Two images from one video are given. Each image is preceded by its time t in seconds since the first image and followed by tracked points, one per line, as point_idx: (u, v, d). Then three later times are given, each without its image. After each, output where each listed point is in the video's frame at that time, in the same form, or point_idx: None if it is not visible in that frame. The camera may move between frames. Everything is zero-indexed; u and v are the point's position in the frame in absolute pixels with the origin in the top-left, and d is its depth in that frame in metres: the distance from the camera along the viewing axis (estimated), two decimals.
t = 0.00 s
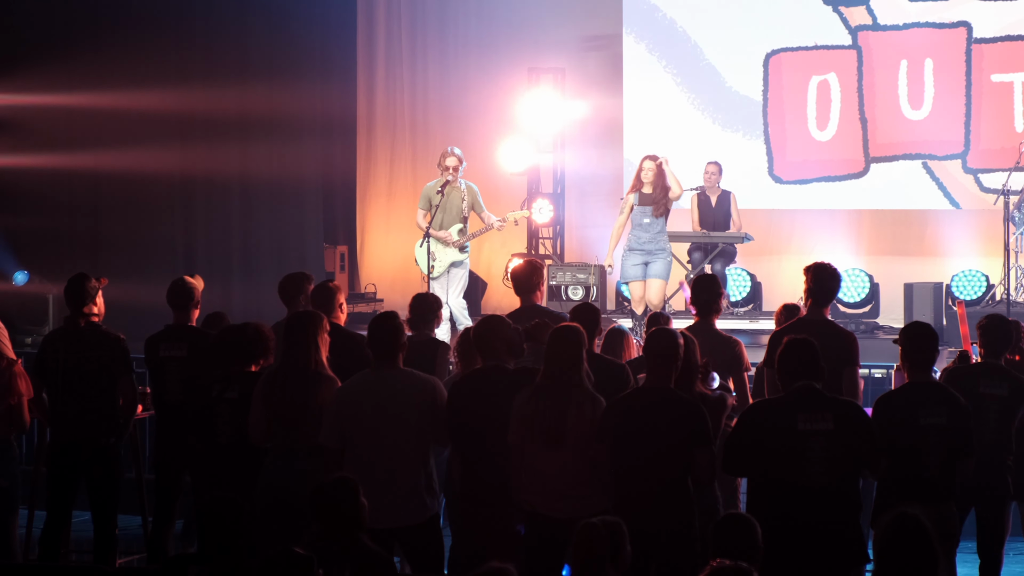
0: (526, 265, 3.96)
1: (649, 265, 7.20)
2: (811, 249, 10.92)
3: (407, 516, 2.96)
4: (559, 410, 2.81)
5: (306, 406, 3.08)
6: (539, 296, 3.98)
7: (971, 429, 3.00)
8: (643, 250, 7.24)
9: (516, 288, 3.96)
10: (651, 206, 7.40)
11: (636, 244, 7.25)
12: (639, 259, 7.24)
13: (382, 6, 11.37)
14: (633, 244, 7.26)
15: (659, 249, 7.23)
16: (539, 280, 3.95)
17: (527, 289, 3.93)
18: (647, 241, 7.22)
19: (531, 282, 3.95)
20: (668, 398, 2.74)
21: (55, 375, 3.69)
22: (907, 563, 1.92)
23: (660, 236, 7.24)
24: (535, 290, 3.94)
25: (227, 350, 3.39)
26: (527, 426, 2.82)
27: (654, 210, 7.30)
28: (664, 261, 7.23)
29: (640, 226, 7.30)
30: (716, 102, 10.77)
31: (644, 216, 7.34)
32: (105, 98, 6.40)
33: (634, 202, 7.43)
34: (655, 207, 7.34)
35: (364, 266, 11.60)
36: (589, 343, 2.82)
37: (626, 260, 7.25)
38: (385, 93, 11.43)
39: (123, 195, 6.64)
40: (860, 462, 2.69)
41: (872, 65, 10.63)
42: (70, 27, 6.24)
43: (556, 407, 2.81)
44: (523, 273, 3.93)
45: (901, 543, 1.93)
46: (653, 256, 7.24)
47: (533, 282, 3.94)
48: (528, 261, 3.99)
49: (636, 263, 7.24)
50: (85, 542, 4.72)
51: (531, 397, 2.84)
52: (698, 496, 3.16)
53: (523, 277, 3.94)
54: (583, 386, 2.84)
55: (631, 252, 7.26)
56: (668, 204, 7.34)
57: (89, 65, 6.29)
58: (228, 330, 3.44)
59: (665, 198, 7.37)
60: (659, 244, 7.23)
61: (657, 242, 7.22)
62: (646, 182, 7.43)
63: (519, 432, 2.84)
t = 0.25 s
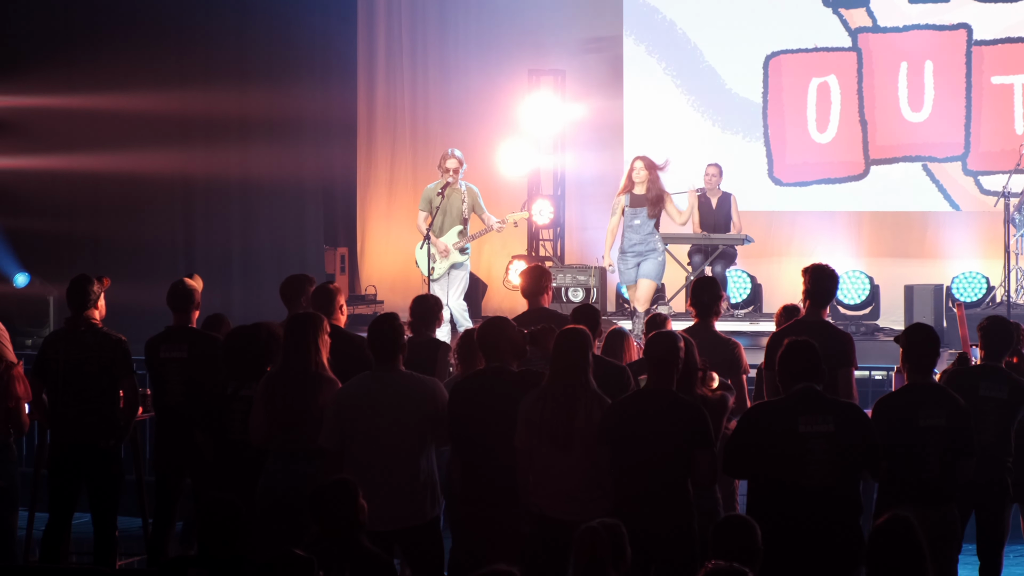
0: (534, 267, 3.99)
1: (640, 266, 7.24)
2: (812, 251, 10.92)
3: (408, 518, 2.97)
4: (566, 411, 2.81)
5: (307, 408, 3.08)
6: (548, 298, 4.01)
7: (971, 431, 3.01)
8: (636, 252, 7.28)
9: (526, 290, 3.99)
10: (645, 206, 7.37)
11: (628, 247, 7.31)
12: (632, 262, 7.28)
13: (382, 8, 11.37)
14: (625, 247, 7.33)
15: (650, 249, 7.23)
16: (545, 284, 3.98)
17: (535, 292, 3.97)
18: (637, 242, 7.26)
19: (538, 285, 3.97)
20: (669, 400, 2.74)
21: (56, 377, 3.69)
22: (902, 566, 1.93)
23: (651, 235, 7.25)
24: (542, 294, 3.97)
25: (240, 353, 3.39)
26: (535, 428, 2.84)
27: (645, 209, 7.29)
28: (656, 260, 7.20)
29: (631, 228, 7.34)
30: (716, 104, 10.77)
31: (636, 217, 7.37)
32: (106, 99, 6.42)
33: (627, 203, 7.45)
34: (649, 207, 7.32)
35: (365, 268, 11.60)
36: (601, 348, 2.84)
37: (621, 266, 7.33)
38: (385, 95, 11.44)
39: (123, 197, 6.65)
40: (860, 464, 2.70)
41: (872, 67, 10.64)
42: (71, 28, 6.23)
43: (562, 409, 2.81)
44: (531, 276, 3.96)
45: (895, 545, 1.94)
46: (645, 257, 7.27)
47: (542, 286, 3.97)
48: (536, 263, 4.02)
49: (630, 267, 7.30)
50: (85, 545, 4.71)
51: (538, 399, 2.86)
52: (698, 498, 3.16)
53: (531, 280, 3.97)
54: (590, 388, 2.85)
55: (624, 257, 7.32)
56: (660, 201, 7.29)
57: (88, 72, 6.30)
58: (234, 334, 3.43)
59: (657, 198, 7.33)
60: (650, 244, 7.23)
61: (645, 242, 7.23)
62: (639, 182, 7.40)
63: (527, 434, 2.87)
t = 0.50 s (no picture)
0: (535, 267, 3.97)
1: (636, 272, 7.19)
2: (812, 252, 10.92)
3: (408, 517, 2.97)
4: (574, 412, 2.84)
5: (308, 408, 3.08)
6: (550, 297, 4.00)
7: (972, 432, 3.01)
8: (630, 258, 7.22)
9: (527, 289, 3.97)
10: (639, 211, 7.18)
11: (623, 253, 7.25)
12: (627, 268, 7.25)
13: (382, 9, 11.37)
14: (621, 253, 7.27)
15: (644, 256, 7.14)
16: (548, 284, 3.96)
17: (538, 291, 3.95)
18: (631, 248, 7.18)
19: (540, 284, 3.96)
20: (670, 401, 2.74)
21: (57, 378, 3.69)
22: (893, 567, 1.97)
23: (645, 242, 7.13)
24: (544, 294, 3.96)
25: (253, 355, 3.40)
26: (542, 430, 2.86)
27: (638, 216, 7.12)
28: (651, 267, 7.12)
29: (626, 233, 7.25)
30: (716, 105, 10.77)
31: (631, 222, 7.22)
32: (109, 100, 6.50)
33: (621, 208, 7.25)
34: (643, 212, 7.14)
35: (364, 269, 11.60)
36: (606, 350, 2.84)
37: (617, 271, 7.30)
38: (385, 96, 11.43)
39: (122, 197, 6.68)
40: (860, 464, 2.70)
41: (872, 69, 10.65)
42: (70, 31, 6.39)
43: (569, 410, 2.84)
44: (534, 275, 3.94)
45: (887, 548, 1.98)
46: (641, 262, 7.19)
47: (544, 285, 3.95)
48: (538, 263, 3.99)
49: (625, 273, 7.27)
50: (85, 545, 4.72)
51: (544, 400, 2.88)
52: (698, 499, 3.16)
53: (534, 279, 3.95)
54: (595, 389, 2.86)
55: (620, 262, 7.28)
56: (653, 207, 7.10)
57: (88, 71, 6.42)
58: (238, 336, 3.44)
59: (651, 203, 7.13)
60: (644, 250, 7.14)
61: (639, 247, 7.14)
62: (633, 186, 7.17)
63: (534, 435, 2.89)
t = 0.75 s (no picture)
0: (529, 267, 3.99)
1: (635, 272, 7.09)
2: (812, 252, 10.94)
3: (408, 517, 2.98)
4: (581, 413, 2.83)
5: (308, 408, 3.08)
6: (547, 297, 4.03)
7: (972, 433, 3.01)
8: (628, 257, 7.11)
9: (523, 290, 3.99)
10: (638, 212, 7.19)
11: (620, 251, 7.15)
12: (624, 267, 7.13)
13: (382, 9, 11.37)
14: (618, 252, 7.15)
15: (643, 255, 7.07)
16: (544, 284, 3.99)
17: (533, 292, 3.97)
18: (631, 247, 7.09)
19: (536, 284, 3.97)
20: (670, 402, 2.74)
21: (57, 378, 3.69)
22: (888, 568, 1.97)
23: (645, 241, 7.08)
24: (540, 293, 3.97)
25: (258, 355, 3.40)
26: (544, 430, 2.86)
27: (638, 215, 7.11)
28: (650, 267, 7.08)
29: (623, 233, 7.17)
30: (716, 106, 10.76)
31: (630, 222, 7.18)
32: (109, 101, 6.50)
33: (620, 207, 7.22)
34: (642, 213, 7.15)
35: (364, 269, 11.60)
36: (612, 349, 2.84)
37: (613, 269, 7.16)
38: (385, 97, 11.44)
39: (122, 197, 6.68)
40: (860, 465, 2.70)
41: (872, 70, 10.65)
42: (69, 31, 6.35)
43: (570, 410, 2.83)
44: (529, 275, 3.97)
45: (885, 547, 1.97)
46: (639, 262, 7.11)
47: (538, 285, 3.97)
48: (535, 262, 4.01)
49: (621, 271, 7.14)
50: (86, 545, 4.72)
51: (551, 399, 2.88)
52: (699, 499, 3.16)
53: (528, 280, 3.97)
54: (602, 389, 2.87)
55: (616, 260, 7.16)
56: (653, 207, 7.13)
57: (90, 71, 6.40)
58: (241, 337, 3.44)
59: (651, 203, 7.16)
60: (645, 249, 7.07)
61: (641, 247, 7.07)
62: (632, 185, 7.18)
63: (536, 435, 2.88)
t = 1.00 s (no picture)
0: (521, 267, 4.01)
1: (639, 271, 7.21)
2: (812, 253, 10.95)
3: (409, 516, 2.98)
4: (583, 412, 2.88)
5: (309, 408, 3.09)
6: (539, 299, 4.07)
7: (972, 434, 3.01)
8: (633, 255, 7.18)
9: (516, 289, 4.02)
10: (641, 211, 7.20)
11: (625, 248, 7.16)
12: (629, 263, 7.15)
13: (382, 10, 11.37)
14: (625, 249, 7.15)
15: (647, 255, 7.21)
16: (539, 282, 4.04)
17: (525, 292, 3.99)
18: (637, 245, 7.17)
19: (528, 284, 4.00)
20: (671, 402, 2.74)
21: (58, 379, 3.69)
22: (890, 568, 1.97)
23: (650, 242, 7.20)
24: (531, 293, 4.00)
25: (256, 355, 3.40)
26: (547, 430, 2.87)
27: (645, 214, 7.13)
28: (651, 267, 7.25)
29: (630, 231, 7.19)
30: (716, 106, 10.75)
31: (635, 221, 7.21)
32: (109, 102, 6.49)
33: (623, 205, 7.22)
34: (647, 212, 7.14)
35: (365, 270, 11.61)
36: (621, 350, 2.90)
37: (616, 263, 7.12)
38: (385, 97, 11.43)
39: (122, 198, 6.69)
40: (860, 465, 2.70)
41: (872, 70, 10.65)
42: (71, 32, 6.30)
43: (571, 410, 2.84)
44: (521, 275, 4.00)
45: (886, 547, 1.97)
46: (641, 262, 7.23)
47: (531, 286, 4.00)
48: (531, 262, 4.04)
49: (625, 266, 7.12)
50: (87, 546, 4.73)
51: (553, 401, 2.91)
52: (699, 500, 3.17)
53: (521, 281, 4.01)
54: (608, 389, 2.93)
55: (620, 256, 7.16)
56: (658, 207, 7.16)
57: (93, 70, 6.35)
58: (244, 337, 3.44)
59: (652, 201, 7.15)
60: (649, 249, 7.21)
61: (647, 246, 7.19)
62: (633, 184, 7.16)
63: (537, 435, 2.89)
